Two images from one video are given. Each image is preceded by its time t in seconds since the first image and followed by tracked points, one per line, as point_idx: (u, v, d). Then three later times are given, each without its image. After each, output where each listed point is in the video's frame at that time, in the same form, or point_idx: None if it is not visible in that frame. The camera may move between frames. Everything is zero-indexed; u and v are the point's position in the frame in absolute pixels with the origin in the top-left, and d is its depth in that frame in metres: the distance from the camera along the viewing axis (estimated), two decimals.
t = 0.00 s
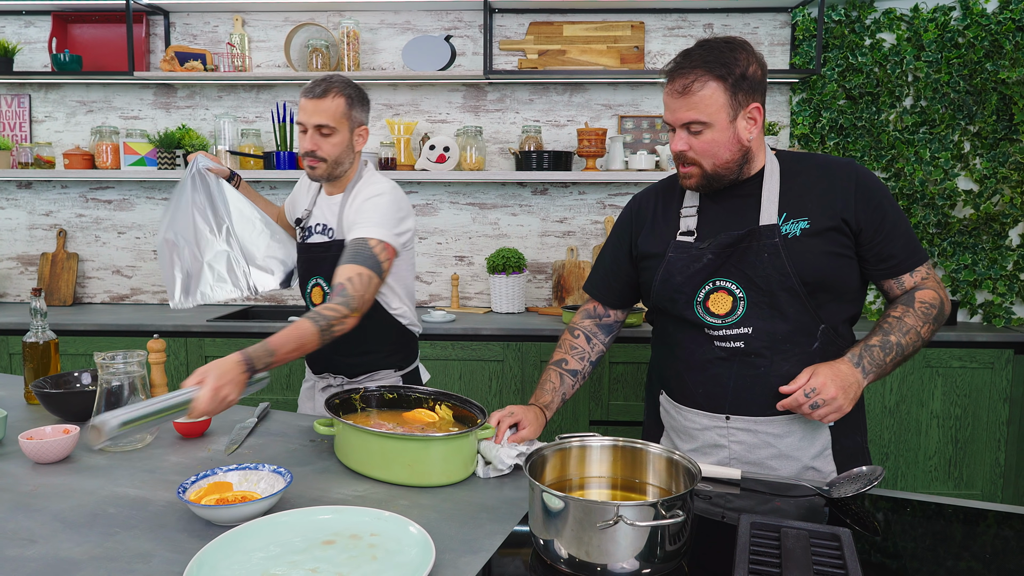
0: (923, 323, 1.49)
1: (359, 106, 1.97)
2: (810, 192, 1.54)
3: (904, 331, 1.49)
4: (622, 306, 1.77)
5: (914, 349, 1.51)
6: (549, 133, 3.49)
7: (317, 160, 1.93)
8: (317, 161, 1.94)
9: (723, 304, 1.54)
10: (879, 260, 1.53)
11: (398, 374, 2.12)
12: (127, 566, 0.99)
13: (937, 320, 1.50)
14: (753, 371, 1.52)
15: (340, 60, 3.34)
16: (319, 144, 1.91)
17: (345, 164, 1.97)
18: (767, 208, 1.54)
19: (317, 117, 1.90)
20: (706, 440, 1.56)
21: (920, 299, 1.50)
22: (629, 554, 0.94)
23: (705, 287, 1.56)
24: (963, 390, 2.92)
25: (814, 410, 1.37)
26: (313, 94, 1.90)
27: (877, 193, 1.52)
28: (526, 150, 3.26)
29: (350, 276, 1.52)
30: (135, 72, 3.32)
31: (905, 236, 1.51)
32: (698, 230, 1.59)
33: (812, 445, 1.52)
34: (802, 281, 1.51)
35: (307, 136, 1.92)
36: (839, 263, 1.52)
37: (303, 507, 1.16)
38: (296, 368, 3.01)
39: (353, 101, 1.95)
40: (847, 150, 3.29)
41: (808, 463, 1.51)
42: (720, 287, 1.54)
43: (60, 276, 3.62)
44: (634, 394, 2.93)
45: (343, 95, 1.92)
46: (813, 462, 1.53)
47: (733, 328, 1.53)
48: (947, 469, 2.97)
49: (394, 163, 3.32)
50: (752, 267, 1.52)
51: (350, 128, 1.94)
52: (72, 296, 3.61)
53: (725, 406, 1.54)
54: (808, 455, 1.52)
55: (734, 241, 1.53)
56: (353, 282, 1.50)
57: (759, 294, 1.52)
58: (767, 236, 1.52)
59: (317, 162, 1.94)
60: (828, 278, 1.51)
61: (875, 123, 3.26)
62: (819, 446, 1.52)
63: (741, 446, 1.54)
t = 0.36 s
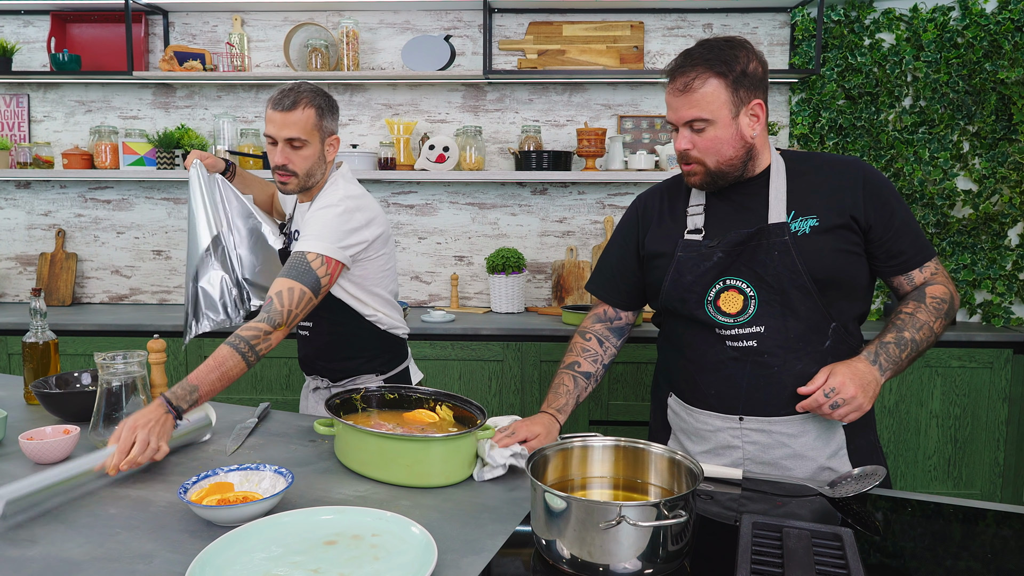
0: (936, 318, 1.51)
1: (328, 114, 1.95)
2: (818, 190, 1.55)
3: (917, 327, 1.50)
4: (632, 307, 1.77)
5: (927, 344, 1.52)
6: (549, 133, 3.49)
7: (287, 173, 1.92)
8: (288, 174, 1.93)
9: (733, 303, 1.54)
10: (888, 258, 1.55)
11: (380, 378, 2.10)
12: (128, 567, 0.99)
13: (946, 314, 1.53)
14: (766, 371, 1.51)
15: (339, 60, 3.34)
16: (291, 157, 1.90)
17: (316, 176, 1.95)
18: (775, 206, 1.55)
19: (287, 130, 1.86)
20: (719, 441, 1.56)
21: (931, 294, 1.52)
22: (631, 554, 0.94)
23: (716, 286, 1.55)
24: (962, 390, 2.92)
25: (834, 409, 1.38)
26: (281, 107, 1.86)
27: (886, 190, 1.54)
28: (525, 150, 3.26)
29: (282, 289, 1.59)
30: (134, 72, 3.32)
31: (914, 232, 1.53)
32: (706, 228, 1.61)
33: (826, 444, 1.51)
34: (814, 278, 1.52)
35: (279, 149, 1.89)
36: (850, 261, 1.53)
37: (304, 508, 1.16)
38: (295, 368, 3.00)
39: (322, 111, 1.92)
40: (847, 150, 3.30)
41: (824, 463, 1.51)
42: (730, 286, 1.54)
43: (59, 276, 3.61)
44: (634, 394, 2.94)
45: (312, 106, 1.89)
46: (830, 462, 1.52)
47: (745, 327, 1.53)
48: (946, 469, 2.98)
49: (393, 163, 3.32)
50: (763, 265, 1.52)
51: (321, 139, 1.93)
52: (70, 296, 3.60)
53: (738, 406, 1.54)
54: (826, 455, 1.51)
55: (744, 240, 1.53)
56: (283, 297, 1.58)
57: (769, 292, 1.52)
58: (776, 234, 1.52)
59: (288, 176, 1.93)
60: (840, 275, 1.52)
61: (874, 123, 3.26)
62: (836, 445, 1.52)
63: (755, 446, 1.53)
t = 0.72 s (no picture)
0: (950, 324, 1.51)
1: (348, 110, 1.92)
2: (838, 190, 1.55)
3: (931, 333, 1.50)
4: (639, 304, 1.77)
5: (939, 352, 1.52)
6: (549, 133, 3.49)
7: (316, 177, 1.91)
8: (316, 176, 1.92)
9: (749, 299, 1.54)
10: (905, 262, 1.55)
11: (388, 375, 2.11)
12: (130, 568, 0.98)
13: (960, 322, 1.52)
14: (777, 369, 1.51)
15: (339, 60, 3.34)
16: (318, 160, 1.88)
17: (343, 174, 1.95)
18: (794, 204, 1.55)
19: (313, 136, 1.84)
20: (728, 439, 1.55)
21: (946, 301, 1.53)
22: (635, 556, 0.94)
23: (731, 280, 1.56)
24: (962, 390, 2.92)
25: (846, 407, 1.37)
26: (303, 111, 1.83)
27: (906, 194, 1.54)
28: (525, 150, 3.26)
29: (360, 293, 1.73)
30: (133, 71, 3.31)
31: (932, 238, 1.54)
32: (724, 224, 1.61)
33: (833, 446, 1.50)
34: (829, 278, 1.51)
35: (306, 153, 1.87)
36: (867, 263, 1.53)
37: (306, 509, 1.15)
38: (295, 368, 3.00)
39: (342, 109, 1.89)
40: (847, 150, 3.30)
41: (834, 465, 1.50)
42: (746, 281, 1.54)
43: (58, 276, 3.60)
44: (634, 394, 2.93)
45: (332, 106, 1.85)
46: (841, 463, 1.51)
47: (759, 323, 1.53)
48: (947, 469, 2.98)
49: (393, 163, 3.31)
50: (779, 262, 1.52)
51: (344, 138, 1.91)
52: (69, 296, 3.60)
53: (749, 404, 1.54)
54: (835, 457, 1.50)
55: (761, 236, 1.54)
56: (364, 300, 1.72)
57: (785, 289, 1.51)
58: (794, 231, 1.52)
59: (317, 178, 1.92)
60: (857, 275, 1.52)
61: (874, 123, 3.27)
62: (845, 448, 1.52)
63: (764, 445, 1.53)
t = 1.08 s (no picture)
0: (954, 318, 1.51)
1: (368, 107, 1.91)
2: (836, 187, 1.56)
3: (936, 327, 1.50)
4: (639, 305, 1.77)
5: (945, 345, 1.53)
6: (547, 133, 3.49)
7: (339, 174, 1.89)
8: (338, 174, 1.90)
9: (748, 299, 1.54)
10: (906, 257, 1.55)
11: (401, 373, 2.10)
12: (129, 569, 0.98)
13: (964, 314, 1.53)
14: (778, 369, 1.51)
15: (338, 60, 3.33)
16: (342, 157, 1.86)
17: (363, 171, 1.94)
18: (792, 204, 1.55)
19: (339, 133, 1.82)
20: (731, 441, 1.55)
21: (948, 294, 1.53)
22: (636, 556, 0.94)
23: (731, 281, 1.56)
24: (961, 390, 2.93)
25: (852, 406, 1.38)
26: (329, 110, 1.80)
27: (904, 189, 1.54)
28: (524, 150, 3.25)
29: (382, 289, 1.81)
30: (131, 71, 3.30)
31: (932, 231, 1.54)
32: (722, 224, 1.61)
33: (837, 446, 1.50)
34: (830, 276, 1.52)
35: (329, 151, 1.84)
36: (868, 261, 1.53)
37: (305, 509, 1.15)
38: (294, 368, 3.00)
39: (365, 107, 1.89)
40: (845, 150, 3.30)
41: (839, 465, 1.50)
42: (746, 282, 1.54)
43: (56, 276, 3.59)
44: (633, 394, 2.93)
45: (357, 104, 1.85)
46: (843, 463, 1.51)
47: (759, 323, 1.53)
48: (945, 469, 2.99)
49: (392, 163, 3.30)
50: (778, 262, 1.53)
51: (366, 135, 1.90)
52: (67, 296, 3.59)
53: (751, 405, 1.54)
54: (839, 456, 1.50)
55: (761, 235, 1.54)
56: (387, 295, 1.80)
57: (785, 290, 1.51)
58: (793, 231, 1.52)
59: (339, 176, 1.89)
60: (858, 273, 1.52)
61: (873, 123, 3.27)
62: (849, 448, 1.52)
63: (768, 446, 1.53)
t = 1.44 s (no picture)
0: (947, 318, 1.52)
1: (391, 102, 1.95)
2: (829, 187, 1.56)
3: (929, 327, 1.51)
4: (632, 304, 1.77)
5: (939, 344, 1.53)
6: (545, 133, 3.49)
7: (368, 165, 1.89)
8: (367, 164, 1.90)
9: (741, 299, 1.54)
10: (900, 256, 1.55)
11: (421, 372, 2.12)
12: (129, 569, 0.98)
13: (958, 314, 1.53)
14: (771, 369, 1.51)
15: (336, 59, 3.32)
16: (372, 148, 1.88)
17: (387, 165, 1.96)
18: (785, 204, 1.55)
19: (372, 122, 1.85)
20: (724, 439, 1.56)
21: (942, 293, 1.53)
22: (636, 555, 0.94)
23: (723, 281, 1.56)
24: (959, 389, 2.93)
25: (844, 403, 1.38)
26: (361, 99, 1.84)
27: (897, 189, 1.55)
28: (523, 149, 3.25)
29: (424, 277, 1.91)
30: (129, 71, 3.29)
31: (925, 230, 1.54)
32: (716, 223, 1.62)
33: (831, 444, 1.51)
34: (822, 276, 1.52)
35: (361, 141, 1.86)
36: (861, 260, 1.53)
37: (305, 509, 1.15)
38: (292, 368, 2.99)
39: (391, 100, 1.92)
40: (843, 150, 3.31)
41: (832, 463, 1.50)
42: (738, 281, 1.54)
43: (53, 276, 3.58)
44: (631, 393, 2.94)
45: (385, 96, 1.89)
46: (837, 462, 1.51)
47: (751, 323, 1.53)
48: (942, 468, 3.00)
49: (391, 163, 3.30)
50: (771, 262, 1.53)
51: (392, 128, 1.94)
52: (64, 296, 3.57)
53: (744, 404, 1.54)
54: (832, 455, 1.51)
55: (753, 235, 1.53)
56: (428, 282, 1.90)
57: (777, 290, 1.51)
58: (786, 230, 1.52)
59: (368, 167, 1.90)
60: (850, 272, 1.52)
61: (870, 122, 3.27)
62: (843, 446, 1.52)
63: (761, 444, 1.53)
